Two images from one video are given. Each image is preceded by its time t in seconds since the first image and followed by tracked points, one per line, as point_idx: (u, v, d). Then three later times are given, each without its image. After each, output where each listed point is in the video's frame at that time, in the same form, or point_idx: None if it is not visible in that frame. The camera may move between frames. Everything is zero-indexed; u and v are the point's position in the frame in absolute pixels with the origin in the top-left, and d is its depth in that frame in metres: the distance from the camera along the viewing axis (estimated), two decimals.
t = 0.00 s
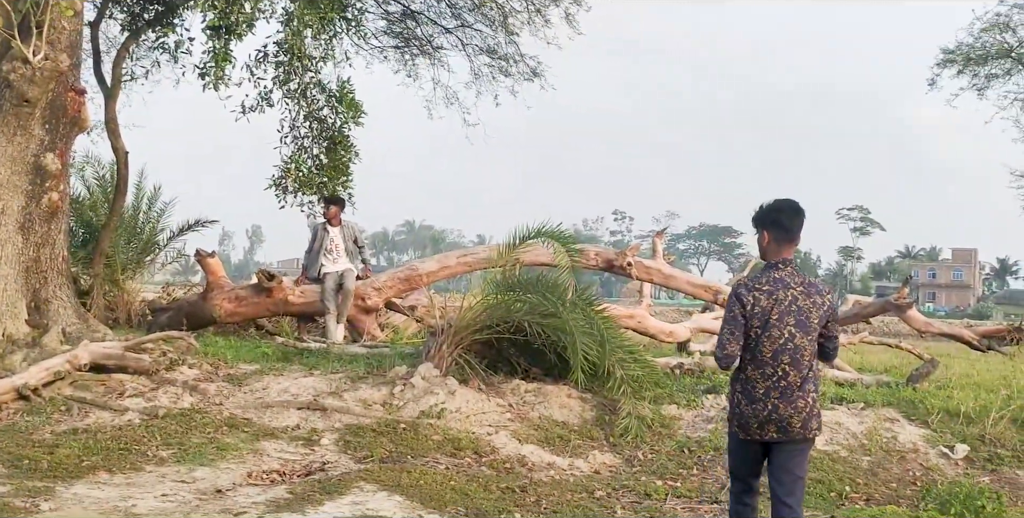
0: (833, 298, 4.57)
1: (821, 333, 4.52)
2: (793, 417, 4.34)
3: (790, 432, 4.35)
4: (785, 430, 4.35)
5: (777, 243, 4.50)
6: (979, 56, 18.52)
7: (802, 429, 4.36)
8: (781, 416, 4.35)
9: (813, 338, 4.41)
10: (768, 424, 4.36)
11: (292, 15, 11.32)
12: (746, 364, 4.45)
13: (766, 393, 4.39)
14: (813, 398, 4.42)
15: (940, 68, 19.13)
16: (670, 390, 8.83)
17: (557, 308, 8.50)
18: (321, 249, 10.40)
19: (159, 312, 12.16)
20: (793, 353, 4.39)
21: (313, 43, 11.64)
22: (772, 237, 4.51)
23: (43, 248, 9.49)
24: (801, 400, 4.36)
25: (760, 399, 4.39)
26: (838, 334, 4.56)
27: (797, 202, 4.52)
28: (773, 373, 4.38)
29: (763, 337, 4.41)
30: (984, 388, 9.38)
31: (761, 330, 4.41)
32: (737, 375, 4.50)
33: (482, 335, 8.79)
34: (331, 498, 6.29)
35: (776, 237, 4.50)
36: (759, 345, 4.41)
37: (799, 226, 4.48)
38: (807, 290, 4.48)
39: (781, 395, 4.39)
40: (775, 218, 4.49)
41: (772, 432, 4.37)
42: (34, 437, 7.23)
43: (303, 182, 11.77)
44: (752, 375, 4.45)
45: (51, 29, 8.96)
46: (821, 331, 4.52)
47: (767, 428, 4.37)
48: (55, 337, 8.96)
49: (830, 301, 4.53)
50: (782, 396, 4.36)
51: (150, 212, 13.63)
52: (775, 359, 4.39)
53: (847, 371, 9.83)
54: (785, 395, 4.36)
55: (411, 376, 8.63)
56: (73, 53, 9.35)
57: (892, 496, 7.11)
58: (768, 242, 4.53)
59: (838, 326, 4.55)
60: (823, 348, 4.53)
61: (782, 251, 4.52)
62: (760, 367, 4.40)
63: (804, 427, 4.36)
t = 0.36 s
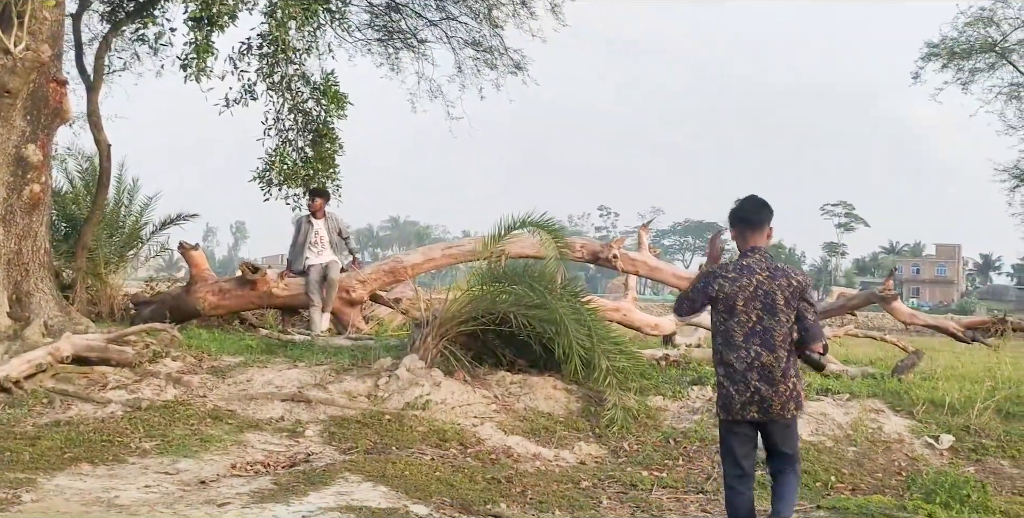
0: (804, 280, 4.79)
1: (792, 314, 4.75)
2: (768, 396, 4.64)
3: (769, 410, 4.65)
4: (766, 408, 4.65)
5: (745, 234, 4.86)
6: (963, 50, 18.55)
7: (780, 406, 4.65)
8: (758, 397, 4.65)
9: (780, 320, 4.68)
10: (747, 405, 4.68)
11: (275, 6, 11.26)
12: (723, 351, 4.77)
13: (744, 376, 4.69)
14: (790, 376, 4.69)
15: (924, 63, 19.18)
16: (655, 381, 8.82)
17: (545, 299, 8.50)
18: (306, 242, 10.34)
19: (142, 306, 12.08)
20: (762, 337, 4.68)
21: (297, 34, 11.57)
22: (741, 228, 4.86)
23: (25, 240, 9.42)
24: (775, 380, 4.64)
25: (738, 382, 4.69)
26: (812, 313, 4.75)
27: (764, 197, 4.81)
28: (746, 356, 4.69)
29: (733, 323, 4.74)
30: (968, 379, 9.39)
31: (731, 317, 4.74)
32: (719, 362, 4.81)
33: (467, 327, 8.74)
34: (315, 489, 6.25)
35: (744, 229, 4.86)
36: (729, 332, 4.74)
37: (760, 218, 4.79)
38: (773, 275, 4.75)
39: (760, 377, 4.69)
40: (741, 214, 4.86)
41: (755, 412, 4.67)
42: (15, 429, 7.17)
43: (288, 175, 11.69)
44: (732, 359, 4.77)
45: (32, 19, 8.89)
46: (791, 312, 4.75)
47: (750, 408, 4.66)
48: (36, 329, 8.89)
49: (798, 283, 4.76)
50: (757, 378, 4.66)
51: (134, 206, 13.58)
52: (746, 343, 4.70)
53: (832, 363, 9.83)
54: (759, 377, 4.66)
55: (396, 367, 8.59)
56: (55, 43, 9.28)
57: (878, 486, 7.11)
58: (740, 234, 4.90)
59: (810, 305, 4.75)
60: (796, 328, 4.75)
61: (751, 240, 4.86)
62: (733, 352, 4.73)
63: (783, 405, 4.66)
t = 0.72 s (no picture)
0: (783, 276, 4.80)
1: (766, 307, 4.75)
2: (751, 385, 4.73)
3: (754, 398, 4.74)
4: (750, 396, 4.74)
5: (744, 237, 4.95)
6: (946, 48, 18.61)
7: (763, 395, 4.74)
8: (740, 386, 4.74)
9: (758, 313, 4.73)
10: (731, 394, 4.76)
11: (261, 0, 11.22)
12: (709, 342, 4.87)
13: (727, 368, 4.78)
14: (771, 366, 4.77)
15: (908, 61, 19.24)
16: (643, 376, 8.81)
17: (531, 294, 8.47)
18: (291, 238, 10.27)
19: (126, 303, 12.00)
20: (742, 330, 4.76)
21: (283, 29, 11.52)
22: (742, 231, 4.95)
23: (8, 235, 9.36)
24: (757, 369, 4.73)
25: (721, 373, 4.78)
26: (783, 305, 4.71)
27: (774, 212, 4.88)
28: (729, 347, 4.79)
29: (717, 316, 4.84)
30: (954, 373, 9.41)
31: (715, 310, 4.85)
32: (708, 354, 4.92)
33: (454, 321, 8.72)
34: (303, 482, 6.23)
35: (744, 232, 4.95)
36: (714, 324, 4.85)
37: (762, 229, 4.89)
38: (755, 271, 4.81)
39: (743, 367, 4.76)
40: (750, 218, 4.93)
41: (739, 401, 4.75)
42: None
43: (276, 170, 11.61)
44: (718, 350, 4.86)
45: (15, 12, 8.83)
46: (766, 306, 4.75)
47: (734, 398, 4.75)
48: (20, 324, 8.83)
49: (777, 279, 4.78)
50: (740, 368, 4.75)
51: (117, 203, 13.49)
52: (728, 335, 4.80)
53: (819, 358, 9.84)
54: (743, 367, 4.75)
55: (383, 362, 8.56)
56: (38, 37, 9.23)
57: (866, 479, 7.11)
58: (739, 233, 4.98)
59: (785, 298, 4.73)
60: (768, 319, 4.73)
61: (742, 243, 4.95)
62: (717, 343, 4.84)
63: (766, 393, 4.74)
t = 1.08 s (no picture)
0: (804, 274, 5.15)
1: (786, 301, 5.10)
2: (762, 368, 5.00)
3: (762, 381, 5.00)
4: (759, 379, 5.01)
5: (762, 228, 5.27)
6: (939, 46, 18.59)
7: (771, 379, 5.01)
8: (751, 368, 5.01)
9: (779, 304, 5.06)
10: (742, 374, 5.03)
11: None
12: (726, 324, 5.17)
13: (739, 350, 5.06)
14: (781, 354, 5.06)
15: (900, 58, 19.21)
16: (644, 373, 8.72)
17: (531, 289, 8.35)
18: (285, 232, 10.12)
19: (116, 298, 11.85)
20: (759, 317, 5.06)
21: (277, 22, 11.39)
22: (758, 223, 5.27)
23: None
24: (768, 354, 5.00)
25: (735, 354, 5.06)
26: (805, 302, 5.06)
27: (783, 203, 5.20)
28: (745, 330, 5.08)
29: (737, 300, 5.15)
30: (955, 371, 9.36)
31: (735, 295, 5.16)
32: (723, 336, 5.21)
33: (454, 317, 8.61)
34: (305, 480, 6.11)
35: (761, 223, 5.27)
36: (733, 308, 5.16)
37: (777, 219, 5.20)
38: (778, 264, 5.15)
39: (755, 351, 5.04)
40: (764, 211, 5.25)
41: (749, 383, 5.02)
42: None
43: (272, 164, 11.47)
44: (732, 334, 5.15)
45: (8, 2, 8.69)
46: (786, 300, 5.10)
47: (745, 379, 5.03)
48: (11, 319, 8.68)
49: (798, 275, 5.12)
50: (752, 351, 5.03)
51: (106, 198, 13.32)
52: (746, 319, 5.10)
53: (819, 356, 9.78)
54: (754, 350, 5.03)
55: (382, 358, 8.45)
56: (31, 28, 9.09)
57: (873, 478, 7.04)
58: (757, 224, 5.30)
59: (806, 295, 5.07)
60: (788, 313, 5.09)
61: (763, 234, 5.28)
62: (733, 327, 5.13)
63: (775, 379, 5.01)
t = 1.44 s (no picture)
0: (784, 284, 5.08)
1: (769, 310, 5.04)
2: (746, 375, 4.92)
3: (746, 387, 4.92)
4: (741, 385, 4.92)
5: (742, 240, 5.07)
6: (909, 49, 18.64)
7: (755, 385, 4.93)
8: (735, 375, 4.92)
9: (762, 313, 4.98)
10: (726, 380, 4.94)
11: None
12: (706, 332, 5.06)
13: (722, 358, 4.96)
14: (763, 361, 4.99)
15: (870, 60, 19.25)
16: (631, 376, 8.60)
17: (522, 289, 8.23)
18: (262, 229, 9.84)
19: (84, 296, 11.56)
20: (743, 325, 4.96)
21: (253, 14, 11.16)
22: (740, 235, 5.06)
23: None
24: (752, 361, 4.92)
25: (715, 362, 4.98)
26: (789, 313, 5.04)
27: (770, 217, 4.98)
28: (728, 338, 4.97)
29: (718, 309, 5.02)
30: (939, 375, 9.32)
31: (713, 303, 5.05)
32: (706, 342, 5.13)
33: (439, 317, 8.43)
34: (294, 486, 5.93)
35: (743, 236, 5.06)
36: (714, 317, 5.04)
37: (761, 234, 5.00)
38: (758, 273, 5.03)
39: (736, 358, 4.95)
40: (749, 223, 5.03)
41: (730, 389, 4.94)
42: None
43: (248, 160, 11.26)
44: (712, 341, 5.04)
45: None
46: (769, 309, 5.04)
47: (726, 385, 4.95)
48: None
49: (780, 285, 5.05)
50: (736, 359, 4.93)
51: (70, 194, 13.03)
52: (728, 328, 4.98)
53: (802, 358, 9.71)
54: (739, 358, 4.93)
55: (365, 360, 8.26)
56: None
57: (868, 483, 6.95)
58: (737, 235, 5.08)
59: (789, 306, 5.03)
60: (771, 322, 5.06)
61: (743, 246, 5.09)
62: (716, 336, 5.02)
63: (757, 385, 4.92)
